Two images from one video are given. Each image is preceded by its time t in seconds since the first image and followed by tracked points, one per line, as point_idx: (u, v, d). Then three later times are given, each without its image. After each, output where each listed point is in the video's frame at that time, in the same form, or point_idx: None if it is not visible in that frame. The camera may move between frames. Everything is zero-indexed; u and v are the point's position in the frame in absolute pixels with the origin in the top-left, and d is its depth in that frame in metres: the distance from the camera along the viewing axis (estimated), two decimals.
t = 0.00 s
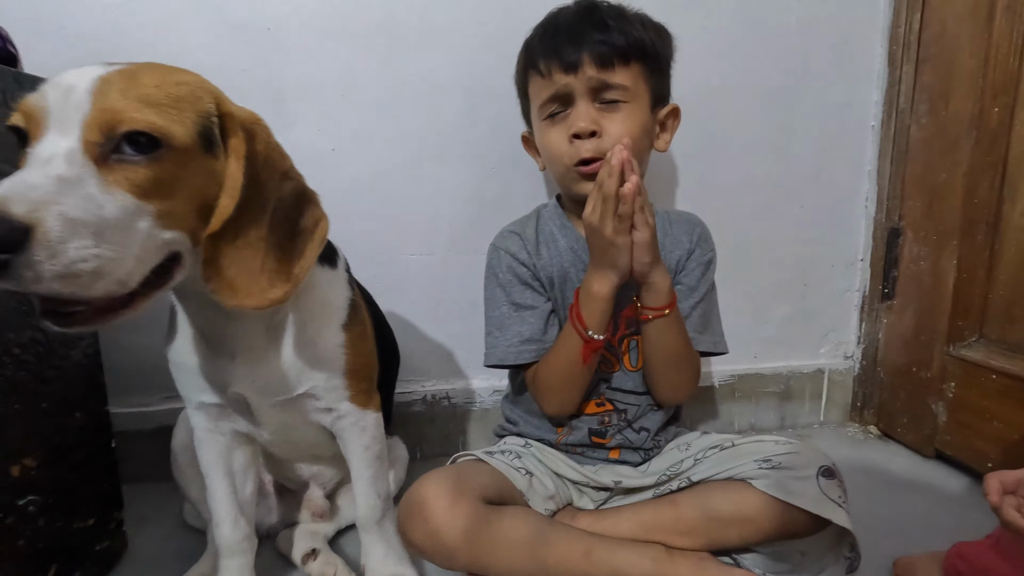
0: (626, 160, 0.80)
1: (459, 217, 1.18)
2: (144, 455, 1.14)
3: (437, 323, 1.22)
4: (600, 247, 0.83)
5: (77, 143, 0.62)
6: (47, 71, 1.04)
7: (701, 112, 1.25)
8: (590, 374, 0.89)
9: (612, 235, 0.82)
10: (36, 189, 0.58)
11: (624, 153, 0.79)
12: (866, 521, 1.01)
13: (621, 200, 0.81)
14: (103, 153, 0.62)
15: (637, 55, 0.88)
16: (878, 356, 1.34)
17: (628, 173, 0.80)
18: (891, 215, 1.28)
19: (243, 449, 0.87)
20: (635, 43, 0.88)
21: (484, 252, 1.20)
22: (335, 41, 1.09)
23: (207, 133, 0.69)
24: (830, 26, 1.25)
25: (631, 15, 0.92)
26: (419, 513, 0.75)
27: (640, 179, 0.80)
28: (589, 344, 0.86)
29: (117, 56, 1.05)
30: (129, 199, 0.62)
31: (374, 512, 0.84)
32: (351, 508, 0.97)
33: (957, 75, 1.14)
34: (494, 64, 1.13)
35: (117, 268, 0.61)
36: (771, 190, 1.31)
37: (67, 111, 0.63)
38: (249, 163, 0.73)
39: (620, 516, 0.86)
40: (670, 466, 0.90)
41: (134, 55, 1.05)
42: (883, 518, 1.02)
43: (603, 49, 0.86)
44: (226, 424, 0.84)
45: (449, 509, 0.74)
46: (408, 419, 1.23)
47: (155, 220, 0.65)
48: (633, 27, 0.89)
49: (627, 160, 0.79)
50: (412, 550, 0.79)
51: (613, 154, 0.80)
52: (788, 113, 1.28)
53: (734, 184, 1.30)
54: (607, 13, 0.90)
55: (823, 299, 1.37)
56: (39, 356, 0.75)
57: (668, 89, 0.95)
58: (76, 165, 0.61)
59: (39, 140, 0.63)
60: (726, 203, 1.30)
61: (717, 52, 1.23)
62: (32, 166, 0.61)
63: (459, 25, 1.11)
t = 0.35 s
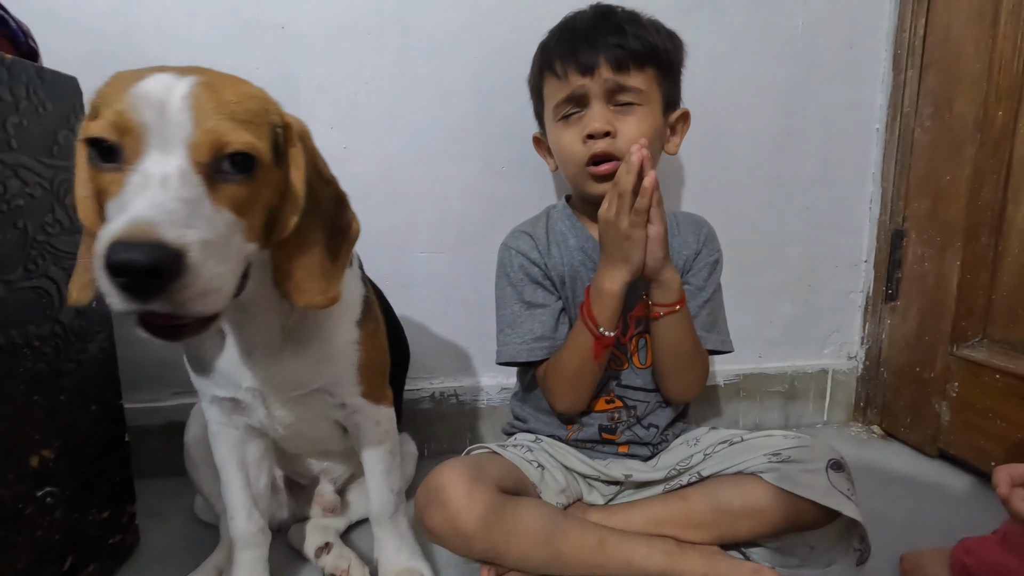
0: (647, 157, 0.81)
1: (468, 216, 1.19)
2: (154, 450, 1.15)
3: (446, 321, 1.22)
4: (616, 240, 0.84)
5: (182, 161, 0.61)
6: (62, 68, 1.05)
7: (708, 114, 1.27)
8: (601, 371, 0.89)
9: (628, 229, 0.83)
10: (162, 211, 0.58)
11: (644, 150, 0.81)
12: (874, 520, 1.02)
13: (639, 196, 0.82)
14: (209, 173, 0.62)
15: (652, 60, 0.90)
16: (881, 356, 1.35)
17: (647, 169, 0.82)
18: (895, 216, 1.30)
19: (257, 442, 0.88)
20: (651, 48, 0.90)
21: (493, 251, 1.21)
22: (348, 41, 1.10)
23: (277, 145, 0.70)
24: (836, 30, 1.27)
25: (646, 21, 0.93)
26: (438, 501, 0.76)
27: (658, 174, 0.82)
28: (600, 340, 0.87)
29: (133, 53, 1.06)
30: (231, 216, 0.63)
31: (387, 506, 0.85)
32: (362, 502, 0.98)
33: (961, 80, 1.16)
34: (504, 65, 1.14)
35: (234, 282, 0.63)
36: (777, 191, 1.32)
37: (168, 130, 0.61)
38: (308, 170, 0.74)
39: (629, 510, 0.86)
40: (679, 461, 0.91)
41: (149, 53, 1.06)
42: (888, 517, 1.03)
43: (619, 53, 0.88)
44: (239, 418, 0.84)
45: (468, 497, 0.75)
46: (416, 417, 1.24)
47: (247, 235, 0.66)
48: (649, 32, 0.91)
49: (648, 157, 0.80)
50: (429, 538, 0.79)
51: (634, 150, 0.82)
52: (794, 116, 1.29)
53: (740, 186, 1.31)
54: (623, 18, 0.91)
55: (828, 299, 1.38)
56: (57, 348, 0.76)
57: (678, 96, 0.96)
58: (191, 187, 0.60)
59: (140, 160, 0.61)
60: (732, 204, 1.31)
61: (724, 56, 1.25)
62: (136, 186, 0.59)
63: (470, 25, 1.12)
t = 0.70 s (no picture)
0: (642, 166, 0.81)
1: (462, 219, 1.19)
2: (142, 453, 1.13)
3: (439, 323, 1.22)
4: (615, 247, 0.84)
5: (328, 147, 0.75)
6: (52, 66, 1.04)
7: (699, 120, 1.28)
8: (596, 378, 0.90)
9: (625, 236, 0.83)
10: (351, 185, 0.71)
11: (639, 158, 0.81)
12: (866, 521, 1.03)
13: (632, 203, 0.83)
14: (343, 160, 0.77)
15: (648, 63, 0.91)
16: (869, 359, 1.37)
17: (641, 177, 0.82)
18: (882, 221, 1.32)
19: (246, 445, 0.87)
20: (647, 52, 0.91)
21: (486, 253, 1.21)
22: (342, 43, 1.10)
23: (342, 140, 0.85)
24: (824, 38, 1.28)
25: (642, 25, 0.94)
26: (430, 507, 0.76)
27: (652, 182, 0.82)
28: (597, 348, 0.88)
29: (124, 51, 1.05)
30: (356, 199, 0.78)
31: (380, 508, 0.84)
32: (352, 506, 0.96)
33: (945, 88, 1.18)
34: (497, 69, 1.14)
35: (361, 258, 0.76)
36: (767, 196, 1.34)
37: (317, 121, 0.74)
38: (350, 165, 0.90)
39: (622, 512, 0.86)
40: (671, 462, 0.92)
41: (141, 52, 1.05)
42: (877, 518, 1.04)
43: (615, 56, 0.89)
44: (229, 420, 0.83)
45: (463, 502, 0.75)
46: (408, 419, 1.23)
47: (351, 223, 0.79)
48: (644, 36, 0.92)
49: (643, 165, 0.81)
50: (422, 544, 0.79)
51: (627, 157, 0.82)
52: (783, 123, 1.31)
53: (731, 190, 1.32)
54: (618, 22, 0.93)
55: (816, 303, 1.39)
56: (46, 348, 0.75)
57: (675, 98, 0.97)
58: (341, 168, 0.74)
59: (301, 143, 0.72)
60: (723, 209, 1.33)
61: (715, 62, 1.26)
62: (313, 167, 0.71)
63: (463, 29, 1.12)
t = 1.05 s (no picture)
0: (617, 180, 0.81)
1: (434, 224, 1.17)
2: (99, 467, 1.09)
3: (412, 331, 1.20)
4: (583, 265, 0.83)
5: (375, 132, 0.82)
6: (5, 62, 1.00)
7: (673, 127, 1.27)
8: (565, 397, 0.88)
9: (594, 253, 0.83)
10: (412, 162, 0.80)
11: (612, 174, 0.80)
12: (840, 530, 1.02)
13: (604, 218, 0.82)
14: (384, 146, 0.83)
15: (628, 65, 0.90)
16: (843, 366, 1.37)
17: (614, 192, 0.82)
18: (854, 229, 1.32)
19: (205, 458, 0.85)
20: (627, 54, 0.90)
21: (460, 260, 1.19)
22: (311, 44, 1.07)
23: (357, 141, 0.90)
24: (796, 47, 1.29)
25: (621, 27, 0.94)
26: (394, 527, 0.74)
27: (623, 199, 0.81)
28: (564, 367, 0.86)
29: (82, 47, 1.01)
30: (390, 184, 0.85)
31: (347, 523, 0.83)
32: (318, 520, 0.93)
33: (914, 98, 1.19)
34: (470, 73, 1.13)
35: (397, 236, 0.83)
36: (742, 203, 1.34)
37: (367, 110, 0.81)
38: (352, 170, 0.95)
39: (595, 524, 0.84)
40: (646, 473, 0.90)
41: (100, 50, 1.02)
42: (850, 526, 1.04)
43: (594, 57, 0.88)
44: (189, 431, 0.81)
45: (425, 522, 0.72)
46: (380, 430, 1.20)
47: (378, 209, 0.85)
48: (624, 38, 0.91)
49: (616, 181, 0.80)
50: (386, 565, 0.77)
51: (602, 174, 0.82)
52: (756, 130, 1.31)
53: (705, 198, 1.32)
54: (598, 23, 0.92)
55: (790, 310, 1.39)
56: None
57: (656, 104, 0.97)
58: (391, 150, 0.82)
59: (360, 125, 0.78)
60: (698, 216, 1.32)
61: (688, 70, 1.26)
62: (377, 145, 0.78)
63: (435, 32, 1.10)
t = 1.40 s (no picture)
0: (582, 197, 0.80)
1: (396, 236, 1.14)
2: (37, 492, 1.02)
3: (374, 345, 1.16)
4: (548, 280, 0.83)
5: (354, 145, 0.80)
6: None
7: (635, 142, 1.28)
8: (529, 415, 0.87)
9: (559, 269, 0.82)
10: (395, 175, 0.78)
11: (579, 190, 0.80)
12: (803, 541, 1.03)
13: (568, 235, 0.81)
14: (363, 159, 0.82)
15: (597, 80, 0.90)
16: (802, 377, 1.39)
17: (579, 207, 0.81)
18: (810, 242, 1.35)
19: (154, 482, 0.80)
20: (596, 69, 0.90)
21: (423, 273, 1.16)
22: (267, 52, 1.04)
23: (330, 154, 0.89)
24: (754, 65, 1.32)
25: (592, 42, 0.94)
26: (349, 555, 0.71)
27: (589, 215, 0.81)
28: (528, 385, 0.85)
29: (21, 48, 0.96)
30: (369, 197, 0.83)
31: (304, 547, 0.79)
32: (271, 545, 0.88)
33: (865, 116, 1.23)
34: (432, 84, 1.11)
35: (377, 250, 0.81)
36: (703, 216, 1.35)
37: (347, 121, 0.80)
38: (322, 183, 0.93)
39: (560, 543, 0.83)
40: (611, 488, 0.89)
41: (42, 52, 0.96)
42: (811, 537, 1.05)
43: (563, 71, 0.87)
44: (142, 451, 0.77)
45: (381, 549, 0.70)
46: (340, 447, 1.16)
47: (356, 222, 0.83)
48: (593, 53, 0.91)
49: (581, 198, 0.80)
50: None
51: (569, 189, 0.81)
52: (716, 146, 1.33)
53: (667, 212, 1.33)
54: (568, 36, 0.92)
55: (751, 323, 1.41)
56: None
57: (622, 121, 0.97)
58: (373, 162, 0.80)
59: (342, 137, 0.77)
60: (660, 229, 1.33)
61: (649, 86, 1.27)
62: (360, 156, 0.76)
63: (397, 42, 1.09)
